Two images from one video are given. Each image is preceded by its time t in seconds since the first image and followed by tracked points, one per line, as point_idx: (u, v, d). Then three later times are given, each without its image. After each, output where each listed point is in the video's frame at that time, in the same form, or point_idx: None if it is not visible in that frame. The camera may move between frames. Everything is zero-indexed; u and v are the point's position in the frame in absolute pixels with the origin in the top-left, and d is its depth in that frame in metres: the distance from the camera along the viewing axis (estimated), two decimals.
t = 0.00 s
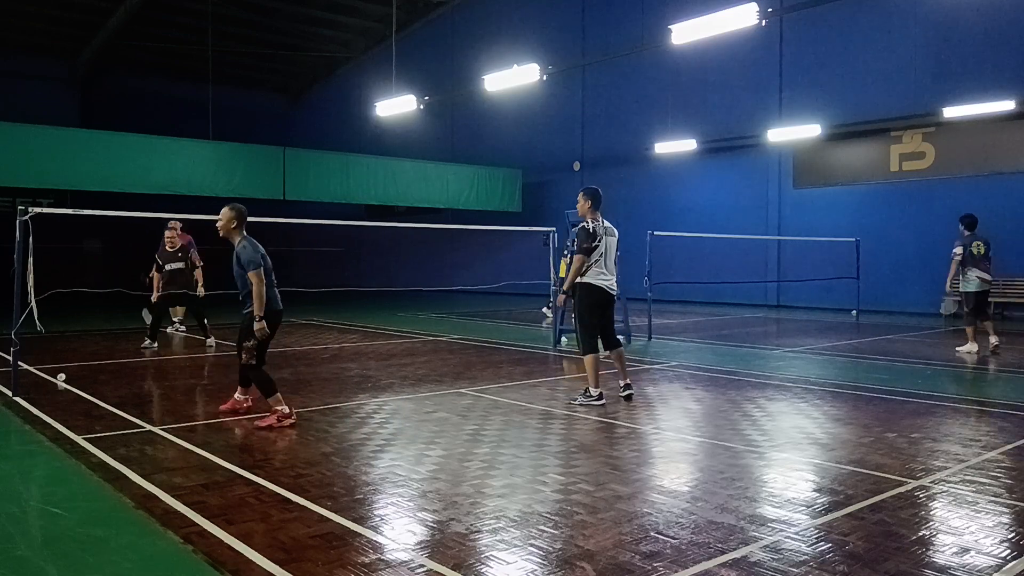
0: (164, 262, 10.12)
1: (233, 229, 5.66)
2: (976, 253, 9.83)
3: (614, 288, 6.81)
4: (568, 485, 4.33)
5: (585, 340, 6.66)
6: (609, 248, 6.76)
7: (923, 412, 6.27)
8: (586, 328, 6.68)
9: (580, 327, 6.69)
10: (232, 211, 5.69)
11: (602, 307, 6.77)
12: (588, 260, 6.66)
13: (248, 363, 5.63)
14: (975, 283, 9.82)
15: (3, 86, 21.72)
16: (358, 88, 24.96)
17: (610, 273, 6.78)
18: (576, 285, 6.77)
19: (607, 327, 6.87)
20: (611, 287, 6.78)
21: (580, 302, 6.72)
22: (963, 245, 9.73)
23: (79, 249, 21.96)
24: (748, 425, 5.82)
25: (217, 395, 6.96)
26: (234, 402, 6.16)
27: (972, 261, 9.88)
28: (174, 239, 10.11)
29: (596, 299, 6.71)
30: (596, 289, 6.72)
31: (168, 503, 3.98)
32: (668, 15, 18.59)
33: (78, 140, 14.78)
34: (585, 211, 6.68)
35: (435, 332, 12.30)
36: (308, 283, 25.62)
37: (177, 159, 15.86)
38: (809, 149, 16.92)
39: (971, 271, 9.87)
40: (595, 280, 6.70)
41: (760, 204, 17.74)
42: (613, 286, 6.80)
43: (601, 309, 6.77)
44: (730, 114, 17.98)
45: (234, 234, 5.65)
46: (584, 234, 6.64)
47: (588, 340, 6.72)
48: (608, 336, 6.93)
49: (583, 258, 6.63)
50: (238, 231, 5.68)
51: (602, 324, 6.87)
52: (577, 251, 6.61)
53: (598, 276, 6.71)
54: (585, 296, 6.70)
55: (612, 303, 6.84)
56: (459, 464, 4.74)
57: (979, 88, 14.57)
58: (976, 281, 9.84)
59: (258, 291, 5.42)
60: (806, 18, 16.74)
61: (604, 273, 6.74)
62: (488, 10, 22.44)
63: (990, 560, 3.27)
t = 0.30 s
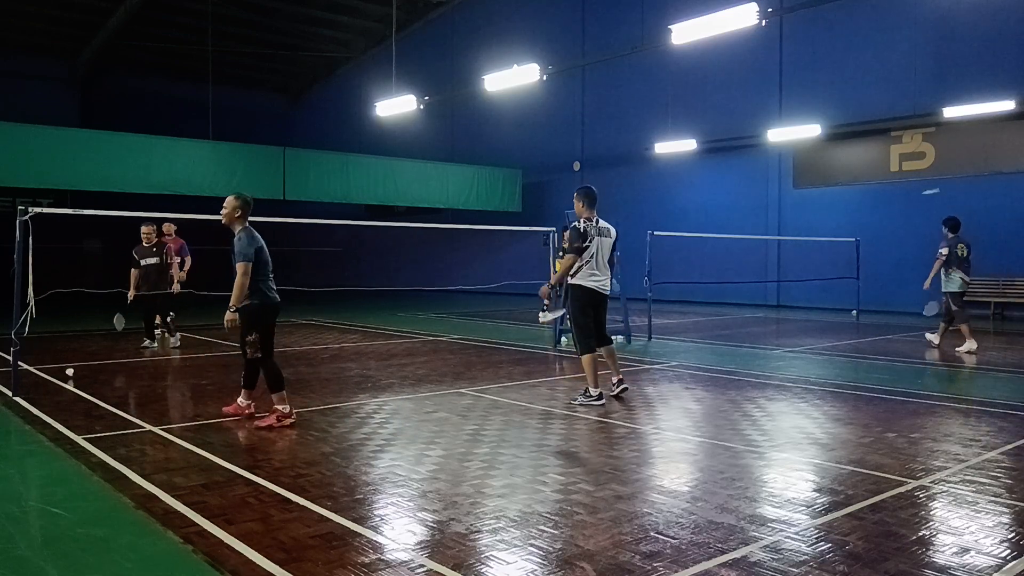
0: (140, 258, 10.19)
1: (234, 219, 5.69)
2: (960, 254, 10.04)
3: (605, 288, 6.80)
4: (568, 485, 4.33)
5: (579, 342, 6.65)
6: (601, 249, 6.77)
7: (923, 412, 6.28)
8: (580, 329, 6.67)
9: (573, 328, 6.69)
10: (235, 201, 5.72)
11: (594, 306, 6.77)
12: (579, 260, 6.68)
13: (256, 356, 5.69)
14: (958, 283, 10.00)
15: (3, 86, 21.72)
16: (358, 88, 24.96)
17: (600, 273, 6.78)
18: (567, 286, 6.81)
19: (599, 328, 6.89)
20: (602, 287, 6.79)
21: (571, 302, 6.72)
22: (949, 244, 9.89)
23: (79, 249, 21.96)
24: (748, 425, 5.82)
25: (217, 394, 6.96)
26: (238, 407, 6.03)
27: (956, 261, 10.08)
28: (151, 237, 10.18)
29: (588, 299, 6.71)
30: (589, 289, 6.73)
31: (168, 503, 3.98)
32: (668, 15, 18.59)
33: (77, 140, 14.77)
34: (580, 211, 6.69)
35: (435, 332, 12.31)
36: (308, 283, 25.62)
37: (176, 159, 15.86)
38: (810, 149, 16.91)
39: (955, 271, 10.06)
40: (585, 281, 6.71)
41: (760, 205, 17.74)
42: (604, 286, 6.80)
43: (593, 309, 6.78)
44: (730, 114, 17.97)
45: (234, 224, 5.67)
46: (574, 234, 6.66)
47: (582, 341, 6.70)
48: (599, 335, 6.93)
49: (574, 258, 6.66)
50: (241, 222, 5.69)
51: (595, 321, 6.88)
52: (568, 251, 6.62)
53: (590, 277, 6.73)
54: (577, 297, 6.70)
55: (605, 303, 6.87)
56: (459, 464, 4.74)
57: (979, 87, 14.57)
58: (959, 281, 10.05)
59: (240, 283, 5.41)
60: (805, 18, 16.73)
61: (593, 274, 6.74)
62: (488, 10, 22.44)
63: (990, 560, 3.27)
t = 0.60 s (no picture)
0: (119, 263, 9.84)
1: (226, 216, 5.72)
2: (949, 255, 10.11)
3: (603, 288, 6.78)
4: (568, 485, 4.34)
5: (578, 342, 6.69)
6: (599, 249, 6.77)
7: (923, 412, 6.28)
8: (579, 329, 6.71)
9: (573, 328, 6.73)
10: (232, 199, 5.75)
11: (592, 307, 6.77)
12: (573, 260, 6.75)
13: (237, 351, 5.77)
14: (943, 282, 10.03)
15: (3, 86, 21.72)
16: (358, 88, 24.96)
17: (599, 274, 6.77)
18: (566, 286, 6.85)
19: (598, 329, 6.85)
20: (600, 286, 6.77)
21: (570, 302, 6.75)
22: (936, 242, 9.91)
23: (80, 250, 21.96)
24: (748, 425, 5.82)
25: (215, 394, 6.96)
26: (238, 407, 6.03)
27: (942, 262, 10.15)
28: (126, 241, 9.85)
29: (585, 299, 6.73)
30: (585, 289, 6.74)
31: (168, 503, 3.98)
32: (668, 15, 18.59)
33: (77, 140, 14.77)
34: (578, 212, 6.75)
35: (435, 332, 12.30)
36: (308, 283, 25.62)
37: (177, 159, 15.86)
38: (810, 149, 16.92)
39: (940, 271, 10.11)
40: (584, 281, 6.71)
41: (760, 205, 17.74)
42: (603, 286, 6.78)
43: (591, 308, 6.77)
44: (730, 114, 17.97)
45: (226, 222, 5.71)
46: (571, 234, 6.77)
47: (581, 340, 6.74)
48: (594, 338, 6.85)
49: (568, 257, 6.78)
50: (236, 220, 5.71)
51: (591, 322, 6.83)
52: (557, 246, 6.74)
53: (587, 276, 6.73)
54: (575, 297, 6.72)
55: (604, 302, 6.86)
56: (458, 464, 4.74)
57: (979, 87, 14.57)
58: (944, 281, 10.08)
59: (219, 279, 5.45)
60: (805, 18, 16.74)
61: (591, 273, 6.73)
62: (488, 10, 22.45)
63: (990, 560, 3.27)
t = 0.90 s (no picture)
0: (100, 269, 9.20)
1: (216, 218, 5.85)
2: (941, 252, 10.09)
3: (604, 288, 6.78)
4: (568, 485, 4.33)
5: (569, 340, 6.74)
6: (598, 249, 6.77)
7: (923, 412, 6.28)
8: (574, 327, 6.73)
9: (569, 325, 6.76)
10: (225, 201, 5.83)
11: (592, 307, 6.77)
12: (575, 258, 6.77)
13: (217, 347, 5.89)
14: (935, 280, 9.97)
15: (3, 86, 21.72)
16: (358, 88, 24.96)
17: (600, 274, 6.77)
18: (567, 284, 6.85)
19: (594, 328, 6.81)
20: (600, 286, 6.77)
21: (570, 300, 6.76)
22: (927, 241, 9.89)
23: (79, 250, 21.95)
24: (748, 425, 5.82)
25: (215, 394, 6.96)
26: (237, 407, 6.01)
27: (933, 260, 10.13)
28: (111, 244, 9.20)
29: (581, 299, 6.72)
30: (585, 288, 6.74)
31: (168, 503, 3.98)
32: (669, 15, 18.59)
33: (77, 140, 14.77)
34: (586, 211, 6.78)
35: (435, 332, 12.30)
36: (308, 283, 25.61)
37: (177, 159, 15.86)
38: (810, 149, 16.91)
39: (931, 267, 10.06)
40: (584, 280, 6.71)
41: (760, 205, 17.74)
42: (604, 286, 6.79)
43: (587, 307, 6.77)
44: (730, 114, 17.96)
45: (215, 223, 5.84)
46: (574, 230, 6.82)
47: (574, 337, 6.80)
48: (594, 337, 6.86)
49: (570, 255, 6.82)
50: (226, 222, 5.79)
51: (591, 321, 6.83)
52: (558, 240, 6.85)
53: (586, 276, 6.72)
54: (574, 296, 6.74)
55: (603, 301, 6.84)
56: (458, 464, 4.74)
57: (979, 88, 14.58)
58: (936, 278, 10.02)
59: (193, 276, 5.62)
60: (805, 18, 16.74)
61: (592, 272, 6.72)
62: (488, 10, 22.45)
63: (990, 560, 3.27)
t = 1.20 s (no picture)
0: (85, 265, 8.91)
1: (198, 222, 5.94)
2: (921, 256, 10.17)
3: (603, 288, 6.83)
4: (568, 485, 4.33)
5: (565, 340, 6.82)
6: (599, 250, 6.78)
7: (923, 412, 6.28)
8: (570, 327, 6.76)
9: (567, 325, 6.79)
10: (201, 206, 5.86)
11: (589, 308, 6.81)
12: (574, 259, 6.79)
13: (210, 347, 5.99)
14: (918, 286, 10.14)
15: (3, 86, 21.72)
16: (358, 88, 24.96)
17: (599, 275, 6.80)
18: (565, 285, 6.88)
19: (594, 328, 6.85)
20: (600, 285, 6.81)
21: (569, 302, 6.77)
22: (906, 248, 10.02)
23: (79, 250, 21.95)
24: (748, 425, 5.82)
25: (215, 394, 6.96)
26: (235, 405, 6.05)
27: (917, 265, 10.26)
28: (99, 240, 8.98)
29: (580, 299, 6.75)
30: (585, 288, 6.78)
31: (168, 503, 3.98)
32: (668, 15, 18.59)
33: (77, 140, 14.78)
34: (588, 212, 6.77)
35: (435, 332, 12.30)
36: (308, 284, 25.62)
37: (177, 159, 15.86)
38: (810, 149, 16.92)
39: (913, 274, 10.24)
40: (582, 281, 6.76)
41: (759, 205, 17.75)
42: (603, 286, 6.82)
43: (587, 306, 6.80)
44: (730, 114, 17.97)
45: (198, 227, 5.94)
46: (577, 228, 6.82)
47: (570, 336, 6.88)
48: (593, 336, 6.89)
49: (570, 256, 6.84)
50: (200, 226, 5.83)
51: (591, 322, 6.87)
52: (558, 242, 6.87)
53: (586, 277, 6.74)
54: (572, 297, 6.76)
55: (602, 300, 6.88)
56: (458, 464, 4.74)
57: (979, 88, 14.58)
58: (920, 284, 10.20)
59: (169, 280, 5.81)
60: (805, 18, 16.75)
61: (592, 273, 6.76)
62: (488, 10, 22.45)
63: (990, 560, 3.27)
